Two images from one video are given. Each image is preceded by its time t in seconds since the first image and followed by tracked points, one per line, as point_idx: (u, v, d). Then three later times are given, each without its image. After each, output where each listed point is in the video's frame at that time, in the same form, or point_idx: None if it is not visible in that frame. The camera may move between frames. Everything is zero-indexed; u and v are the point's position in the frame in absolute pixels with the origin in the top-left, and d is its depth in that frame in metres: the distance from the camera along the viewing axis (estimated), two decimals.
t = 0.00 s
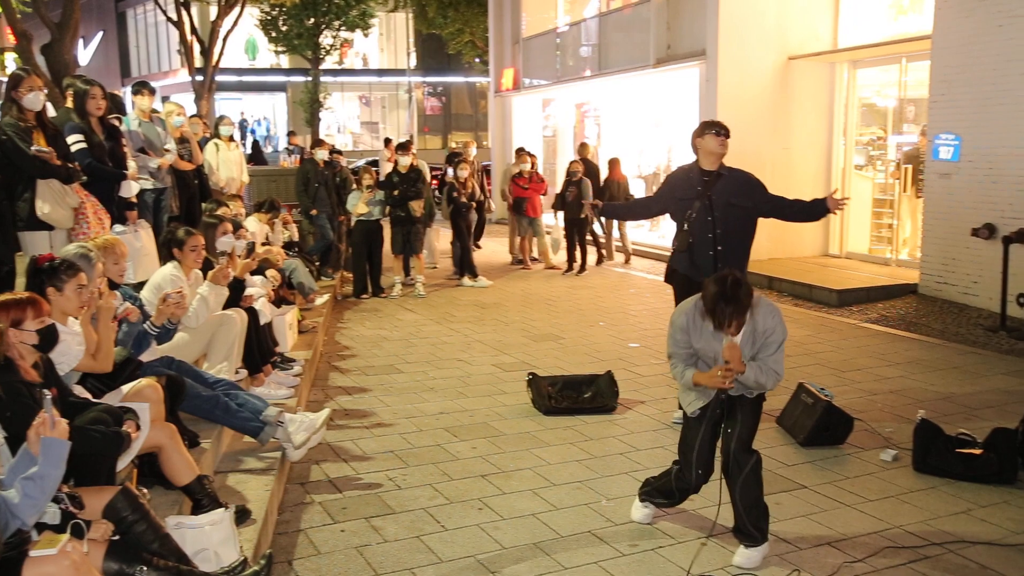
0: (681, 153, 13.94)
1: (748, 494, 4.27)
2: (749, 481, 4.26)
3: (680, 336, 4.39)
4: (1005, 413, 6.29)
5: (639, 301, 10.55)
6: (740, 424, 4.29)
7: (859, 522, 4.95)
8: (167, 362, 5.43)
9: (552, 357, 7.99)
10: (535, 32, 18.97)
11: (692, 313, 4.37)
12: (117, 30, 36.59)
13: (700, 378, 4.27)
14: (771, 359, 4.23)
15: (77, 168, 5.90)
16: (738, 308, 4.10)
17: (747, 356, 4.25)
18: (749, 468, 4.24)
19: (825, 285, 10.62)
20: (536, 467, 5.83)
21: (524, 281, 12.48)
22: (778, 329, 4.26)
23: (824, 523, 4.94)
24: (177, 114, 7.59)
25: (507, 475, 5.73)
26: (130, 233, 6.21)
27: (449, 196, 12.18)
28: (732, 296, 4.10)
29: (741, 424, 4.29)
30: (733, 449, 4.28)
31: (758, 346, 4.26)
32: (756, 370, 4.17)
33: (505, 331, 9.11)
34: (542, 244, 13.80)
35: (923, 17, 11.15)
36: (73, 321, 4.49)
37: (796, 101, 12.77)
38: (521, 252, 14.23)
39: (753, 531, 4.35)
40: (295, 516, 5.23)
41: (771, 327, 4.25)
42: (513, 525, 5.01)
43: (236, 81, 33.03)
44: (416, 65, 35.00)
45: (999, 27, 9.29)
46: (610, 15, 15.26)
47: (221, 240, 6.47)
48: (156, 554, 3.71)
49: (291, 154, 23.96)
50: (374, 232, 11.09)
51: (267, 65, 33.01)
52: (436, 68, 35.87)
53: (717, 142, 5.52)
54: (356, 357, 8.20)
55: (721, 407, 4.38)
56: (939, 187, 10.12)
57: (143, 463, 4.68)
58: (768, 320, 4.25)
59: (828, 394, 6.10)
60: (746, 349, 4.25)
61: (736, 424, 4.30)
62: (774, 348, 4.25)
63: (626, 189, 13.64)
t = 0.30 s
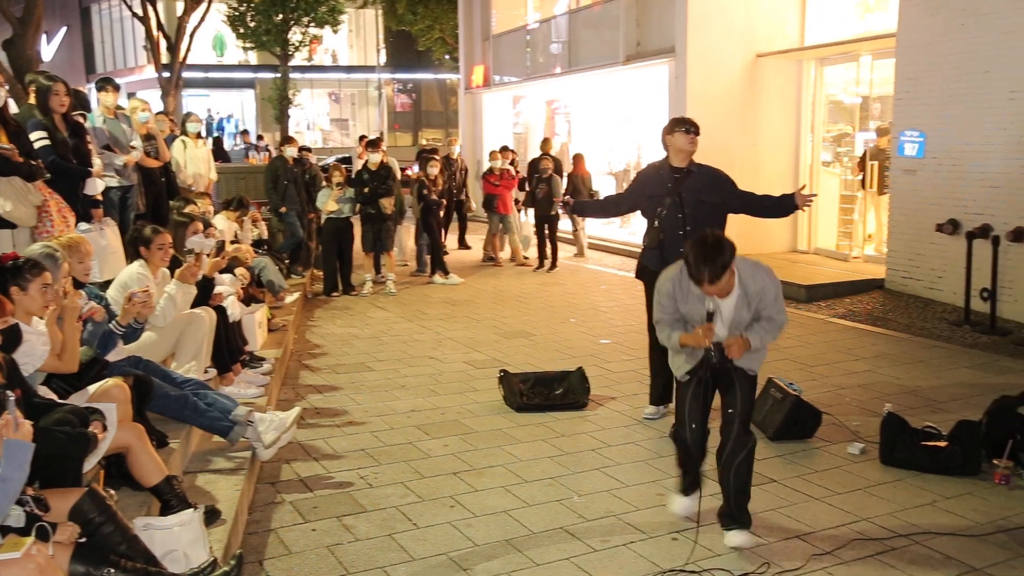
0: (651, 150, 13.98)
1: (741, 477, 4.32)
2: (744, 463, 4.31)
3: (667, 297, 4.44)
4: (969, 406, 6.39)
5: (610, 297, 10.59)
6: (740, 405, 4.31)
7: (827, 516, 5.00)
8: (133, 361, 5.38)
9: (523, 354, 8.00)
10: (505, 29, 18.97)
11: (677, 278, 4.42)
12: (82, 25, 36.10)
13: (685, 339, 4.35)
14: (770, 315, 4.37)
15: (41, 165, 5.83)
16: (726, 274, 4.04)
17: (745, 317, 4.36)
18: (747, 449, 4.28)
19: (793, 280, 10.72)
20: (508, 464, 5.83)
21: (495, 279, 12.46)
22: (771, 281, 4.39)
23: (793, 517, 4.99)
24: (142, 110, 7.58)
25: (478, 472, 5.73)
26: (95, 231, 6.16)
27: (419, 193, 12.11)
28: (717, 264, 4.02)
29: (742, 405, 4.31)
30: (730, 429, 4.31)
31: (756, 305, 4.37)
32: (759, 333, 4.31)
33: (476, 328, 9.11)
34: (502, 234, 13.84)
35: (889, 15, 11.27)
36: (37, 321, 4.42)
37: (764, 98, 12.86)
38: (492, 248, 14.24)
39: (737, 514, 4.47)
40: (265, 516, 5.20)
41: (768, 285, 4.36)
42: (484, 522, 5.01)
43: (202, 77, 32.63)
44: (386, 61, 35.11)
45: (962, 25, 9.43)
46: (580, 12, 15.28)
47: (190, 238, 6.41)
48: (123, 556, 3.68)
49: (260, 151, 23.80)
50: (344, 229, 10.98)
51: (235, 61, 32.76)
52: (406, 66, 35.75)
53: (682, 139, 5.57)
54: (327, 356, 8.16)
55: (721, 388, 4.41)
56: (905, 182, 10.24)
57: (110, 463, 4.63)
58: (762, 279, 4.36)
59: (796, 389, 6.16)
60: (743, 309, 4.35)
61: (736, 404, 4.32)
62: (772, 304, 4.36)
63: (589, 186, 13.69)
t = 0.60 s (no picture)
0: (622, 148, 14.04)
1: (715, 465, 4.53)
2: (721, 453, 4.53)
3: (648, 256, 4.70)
4: (934, 399, 6.48)
5: (581, 294, 10.61)
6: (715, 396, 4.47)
7: (797, 509, 5.05)
8: (101, 361, 5.31)
9: (495, 352, 8.00)
10: (476, 26, 18.94)
11: (653, 240, 4.70)
12: (47, 21, 35.59)
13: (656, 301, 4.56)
14: (737, 287, 4.43)
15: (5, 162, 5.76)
16: (686, 222, 4.17)
17: (710, 282, 4.46)
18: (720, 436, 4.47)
19: (763, 277, 10.81)
20: (480, 461, 5.83)
21: (467, 276, 12.44)
22: (741, 254, 4.46)
23: (763, 511, 5.03)
24: (108, 108, 7.50)
25: (450, 470, 5.72)
26: (61, 228, 6.09)
27: (389, 191, 12.06)
28: (678, 209, 4.16)
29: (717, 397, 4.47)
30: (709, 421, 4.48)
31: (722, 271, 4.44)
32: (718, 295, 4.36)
33: (448, 326, 9.09)
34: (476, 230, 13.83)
35: (855, 14, 11.38)
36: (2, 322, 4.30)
37: (733, 95, 12.95)
38: (464, 245, 14.25)
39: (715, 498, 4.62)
40: (236, 516, 5.16)
41: (737, 255, 4.44)
42: (457, 520, 5.00)
43: (169, 73, 32.30)
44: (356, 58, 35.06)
45: (926, 24, 9.56)
46: (550, 10, 15.30)
47: (157, 236, 6.35)
48: (92, 559, 3.63)
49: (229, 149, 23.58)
50: (314, 226, 10.97)
51: (203, 58, 32.45)
52: (377, 63, 35.66)
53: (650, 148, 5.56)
54: (298, 354, 8.11)
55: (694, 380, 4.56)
56: (871, 179, 10.36)
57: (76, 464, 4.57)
58: (730, 248, 4.45)
59: (766, 384, 6.21)
60: (708, 272, 4.46)
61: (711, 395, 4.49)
62: (740, 274, 4.44)
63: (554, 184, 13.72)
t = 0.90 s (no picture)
0: (595, 146, 14.05)
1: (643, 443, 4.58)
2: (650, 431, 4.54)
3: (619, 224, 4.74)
4: (904, 394, 6.55)
5: (555, 292, 10.63)
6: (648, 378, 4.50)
7: (768, 504, 5.10)
8: (70, 362, 5.25)
9: (468, 350, 8.00)
10: (448, 24, 18.91)
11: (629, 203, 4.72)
12: (12, 17, 35.13)
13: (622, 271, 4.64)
14: (691, 245, 4.31)
15: None
16: (657, 167, 4.26)
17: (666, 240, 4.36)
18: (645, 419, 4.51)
19: (734, 274, 10.88)
20: (454, 460, 5.83)
21: (440, 275, 12.43)
22: (703, 218, 4.36)
23: (735, 506, 5.07)
24: (76, 106, 7.40)
25: (424, 469, 5.71)
26: (28, 228, 6.00)
27: (361, 190, 12.02)
28: (653, 153, 4.27)
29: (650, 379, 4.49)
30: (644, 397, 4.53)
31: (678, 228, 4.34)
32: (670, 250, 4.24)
33: (422, 325, 9.07)
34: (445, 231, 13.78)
35: (825, 13, 11.45)
36: None
37: (704, 93, 13.04)
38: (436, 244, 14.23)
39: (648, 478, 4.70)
40: (208, 518, 5.11)
41: (695, 217, 4.35)
42: (431, 519, 4.99)
43: (137, 70, 31.95)
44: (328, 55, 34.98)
45: (894, 23, 9.65)
46: (522, 8, 15.30)
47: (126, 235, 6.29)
48: (60, 563, 3.58)
49: (198, 147, 23.41)
50: (286, 226, 10.90)
51: (172, 56, 32.18)
52: (349, 62, 35.54)
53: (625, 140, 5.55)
54: (270, 354, 8.06)
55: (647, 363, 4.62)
56: (841, 177, 10.46)
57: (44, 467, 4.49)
58: (692, 210, 4.38)
59: (739, 380, 6.25)
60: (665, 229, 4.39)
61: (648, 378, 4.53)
62: (697, 236, 4.33)
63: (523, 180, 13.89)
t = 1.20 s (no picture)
0: (569, 145, 14.01)
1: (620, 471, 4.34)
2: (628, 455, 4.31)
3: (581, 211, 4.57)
4: (877, 391, 6.61)
5: (531, 291, 10.65)
6: (623, 402, 4.30)
7: (745, 501, 5.12)
8: (42, 364, 5.20)
9: (445, 349, 8.00)
10: (423, 23, 18.90)
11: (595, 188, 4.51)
12: None
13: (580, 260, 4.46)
14: (650, 238, 4.14)
15: None
16: (625, 158, 4.05)
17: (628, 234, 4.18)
18: (626, 447, 4.29)
19: (712, 272, 10.92)
20: (431, 459, 5.82)
21: (418, 274, 12.42)
22: (666, 216, 4.19)
23: (712, 504, 5.09)
24: (48, 104, 7.30)
25: (401, 468, 5.70)
26: None
27: (337, 189, 11.99)
28: (623, 142, 4.06)
29: (626, 402, 4.29)
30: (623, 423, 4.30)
31: (639, 219, 4.17)
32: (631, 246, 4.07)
33: (398, 324, 9.07)
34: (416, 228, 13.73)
35: (799, 12, 11.55)
36: None
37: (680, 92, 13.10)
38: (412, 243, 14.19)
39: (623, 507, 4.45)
40: (183, 519, 5.07)
41: (657, 212, 4.18)
42: (408, 519, 4.98)
43: (107, 68, 31.71)
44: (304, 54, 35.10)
45: (867, 23, 9.71)
46: (498, 7, 15.30)
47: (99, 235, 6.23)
48: (32, 566, 3.52)
49: (172, 146, 23.31)
50: (262, 226, 10.85)
51: (146, 54, 31.99)
52: (325, 60, 35.51)
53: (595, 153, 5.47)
54: (246, 354, 8.03)
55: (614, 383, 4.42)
56: (816, 175, 10.51)
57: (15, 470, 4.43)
58: (656, 204, 4.21)
59: (714, 378, 6.27)
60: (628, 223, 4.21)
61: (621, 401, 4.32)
62: (657, 230, 4.16)
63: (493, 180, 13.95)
